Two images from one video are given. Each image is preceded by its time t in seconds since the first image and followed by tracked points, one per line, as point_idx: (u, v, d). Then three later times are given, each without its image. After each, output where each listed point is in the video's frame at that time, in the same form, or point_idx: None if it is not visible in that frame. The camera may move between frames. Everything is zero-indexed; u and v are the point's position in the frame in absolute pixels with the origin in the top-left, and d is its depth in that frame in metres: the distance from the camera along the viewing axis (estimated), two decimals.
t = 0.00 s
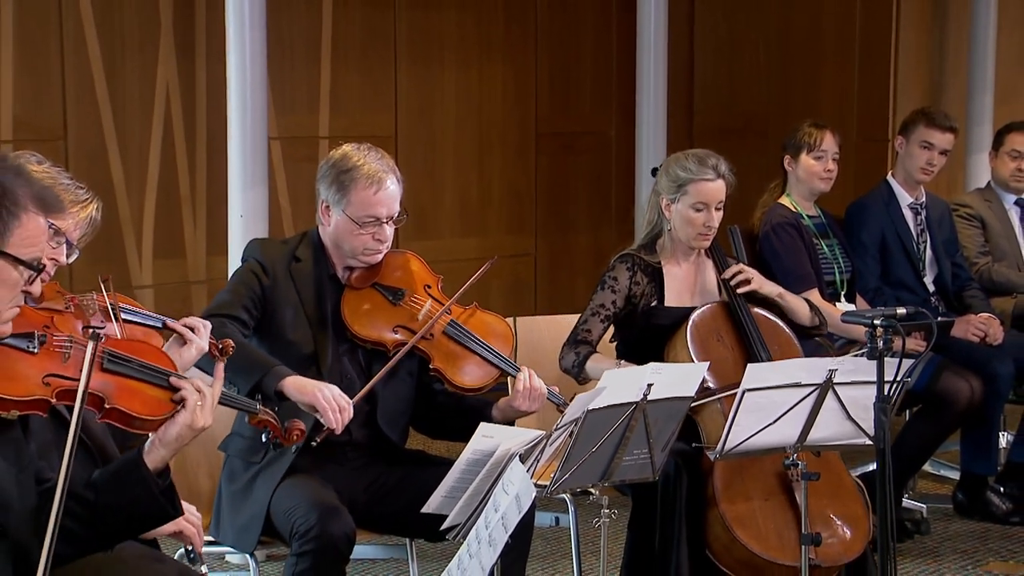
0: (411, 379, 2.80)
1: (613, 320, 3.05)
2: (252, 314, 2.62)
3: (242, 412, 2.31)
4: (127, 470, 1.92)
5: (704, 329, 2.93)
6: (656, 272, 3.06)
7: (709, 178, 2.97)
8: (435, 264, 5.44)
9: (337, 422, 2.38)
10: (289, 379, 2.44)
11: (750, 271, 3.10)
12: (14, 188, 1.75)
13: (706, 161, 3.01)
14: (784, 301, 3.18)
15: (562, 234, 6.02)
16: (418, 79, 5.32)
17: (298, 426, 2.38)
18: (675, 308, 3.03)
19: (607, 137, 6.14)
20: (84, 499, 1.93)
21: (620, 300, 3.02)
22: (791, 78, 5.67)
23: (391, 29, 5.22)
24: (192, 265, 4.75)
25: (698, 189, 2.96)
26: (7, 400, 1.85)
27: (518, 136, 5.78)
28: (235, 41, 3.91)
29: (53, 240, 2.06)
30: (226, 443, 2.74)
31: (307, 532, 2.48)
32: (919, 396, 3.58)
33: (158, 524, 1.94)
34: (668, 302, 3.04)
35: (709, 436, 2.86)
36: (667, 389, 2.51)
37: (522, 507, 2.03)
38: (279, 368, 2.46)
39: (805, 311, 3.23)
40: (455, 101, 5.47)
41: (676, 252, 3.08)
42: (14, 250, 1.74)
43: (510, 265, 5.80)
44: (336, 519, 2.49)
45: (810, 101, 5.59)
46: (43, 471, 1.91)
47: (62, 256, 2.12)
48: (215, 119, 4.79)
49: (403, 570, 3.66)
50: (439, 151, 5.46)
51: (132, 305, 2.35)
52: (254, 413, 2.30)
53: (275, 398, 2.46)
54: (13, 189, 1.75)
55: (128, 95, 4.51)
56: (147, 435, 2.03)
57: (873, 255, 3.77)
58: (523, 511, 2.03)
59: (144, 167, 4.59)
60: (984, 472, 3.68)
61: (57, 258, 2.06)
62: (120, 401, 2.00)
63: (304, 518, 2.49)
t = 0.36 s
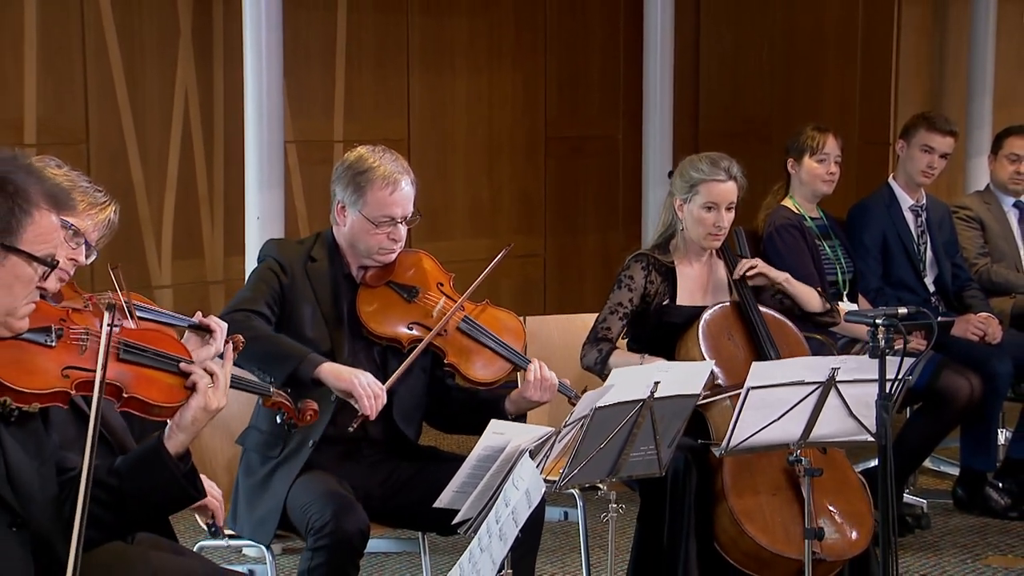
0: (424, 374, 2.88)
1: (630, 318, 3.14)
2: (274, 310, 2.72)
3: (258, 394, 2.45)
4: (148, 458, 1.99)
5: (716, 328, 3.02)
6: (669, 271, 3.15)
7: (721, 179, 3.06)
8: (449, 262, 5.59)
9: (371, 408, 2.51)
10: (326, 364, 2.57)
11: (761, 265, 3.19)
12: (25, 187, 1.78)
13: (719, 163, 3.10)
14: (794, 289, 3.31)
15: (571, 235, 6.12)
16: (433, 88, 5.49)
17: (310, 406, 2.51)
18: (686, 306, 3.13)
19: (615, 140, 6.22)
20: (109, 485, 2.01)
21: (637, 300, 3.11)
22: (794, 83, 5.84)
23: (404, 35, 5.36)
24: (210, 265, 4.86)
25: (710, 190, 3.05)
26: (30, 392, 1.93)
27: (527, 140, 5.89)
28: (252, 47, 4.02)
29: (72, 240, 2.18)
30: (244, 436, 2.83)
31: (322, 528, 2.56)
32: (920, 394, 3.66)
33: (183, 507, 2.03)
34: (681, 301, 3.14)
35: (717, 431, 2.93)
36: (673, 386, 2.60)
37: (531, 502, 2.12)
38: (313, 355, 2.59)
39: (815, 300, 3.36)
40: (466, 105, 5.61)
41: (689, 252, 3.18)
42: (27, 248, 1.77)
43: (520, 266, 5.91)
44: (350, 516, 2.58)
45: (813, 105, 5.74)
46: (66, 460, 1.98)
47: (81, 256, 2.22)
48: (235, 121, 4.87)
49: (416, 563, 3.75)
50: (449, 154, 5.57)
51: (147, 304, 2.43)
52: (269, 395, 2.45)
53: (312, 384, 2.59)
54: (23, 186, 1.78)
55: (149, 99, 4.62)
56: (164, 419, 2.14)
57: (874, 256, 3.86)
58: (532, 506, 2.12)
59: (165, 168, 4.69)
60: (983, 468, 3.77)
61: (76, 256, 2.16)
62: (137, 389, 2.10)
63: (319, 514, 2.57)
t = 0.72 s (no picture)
0: (436, 371, 2.98)
1: (648, 317, 3.23)
2: (291, 307, 2.81)
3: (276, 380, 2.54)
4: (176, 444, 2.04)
5: (726, 330, 3.11)
6: (682, 271, 3.25)
7: (731, 183, 3.16)
8: (462, 263, 5.73)
9: (391, 395, 2.62)
10: (346, 352, 2.67)
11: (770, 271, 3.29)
12: (49, 186, 1.78)
13: (731, 168, 3.20)
14: (800, 295, 3.37)
15: (581, 236, 6.25)
16: (447, 92, 5.61)
17: (327, 391, 2.61)
18: (698, 306, 3.22)
19: (624, 143, 6.38)
20: (139, 474, 2.05)
21: (652, 297, 3.20)
22: (799, 89, 5.96)
23: (418, 43, 5.49)
24: (229, 266, 4.99)
25: (720, 194, 3.15)
26: (59, 387, 1.97)
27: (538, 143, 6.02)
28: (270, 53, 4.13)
29: (93, 241, 2.31)
30: (261, 432, 2.92)
31: (336, 522, 2.65)
32: (922, 392, 3.75)
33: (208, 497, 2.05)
34: (693, 302, 3.23)
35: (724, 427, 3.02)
36: (680, 385, 2.69)
37: (542, 497, 2.21)
38: (332, 346, 2.68)
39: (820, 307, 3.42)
40: (479, 108, 5.74)
41: (701, 254, 3.27)
42: (51, 245, 1.77)
43: (531, 266, 6.03)
44: (363, 511, 2.66)
45: (817, 109, 5.86)
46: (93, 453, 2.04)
47: (102, 258, 2.36)
48: (253, 125, 5.00)
49: (429, 556, 3.86)
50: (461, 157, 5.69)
51: (161, 303, 2.47)
52: (287, 381, 2.54)
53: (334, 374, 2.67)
54: (47, 185, 1.79)
55: (170, 104, 4.74)
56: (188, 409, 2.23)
57: (877, 257, 3.96)
58: (543, 502, 2.20)
59: (185, 172, 4.81)
60: (984, 463, 3.86)
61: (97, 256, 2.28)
62: (161, 380, 2.20)
63: (334, 508, 2.67)
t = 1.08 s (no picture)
0: (449, 369, 3.09)
1: (665, 317, 3.32)
2: (307, 305, 2.92)
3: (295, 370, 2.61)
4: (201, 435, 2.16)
5: (737, 331, 3.21)
6: (696, 272, 3.33)
7: (740, 188, 3.25)
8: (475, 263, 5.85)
9: (408, 386, 2.73)
10: (363, 346, 2.78)
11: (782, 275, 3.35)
12: (71, 185, 1.92)
13: (741, 173, 3.29)
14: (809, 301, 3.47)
15: (591, 236, 6.36)
16: (460, 95, 5.73)
17: (345, 380, 2.68)
18: (711, 307, 3.32)
19: (633, 147, 6.50)
20: (166, 465, 2.18)
21: (667, 298, 3.29)
22: (805, 92, 6.07)
23: (433, 47, 5.61)
24: (249, 266, 5.11)
25: (733, 199, 3.24)
26: (86, 379, 2.04)
27: (550, 146, 6.13)
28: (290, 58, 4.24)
29: (120, 242, 2.43)
30: (278, 428, 3.04)
31: (351, 514, 2.74)
32: (927, 390, 3.84)
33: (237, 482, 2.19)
34: (705, 302, 3.33)
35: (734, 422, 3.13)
36: (689, 382, 2.78)
37: (554, 491, 2.32)
38: (349, 339, 2.79)
39: (828, 314, 3.51)
40: (492, 111, 5.87)
41: (711, 256, 3.36)
42: (75, 241, 1.91)
43: (543, 266, 6.15)
44: (377, 503, 2.76)
45: (823, 112, 5.97)
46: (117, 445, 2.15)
47: (129, 258, 2.47)
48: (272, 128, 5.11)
49: (443, 549, 3.95)
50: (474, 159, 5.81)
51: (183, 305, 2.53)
52: (305, 370, 2.61)
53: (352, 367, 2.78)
54: (69, 184, 1.92)
55: (192, 108, 4.85)
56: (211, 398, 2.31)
57: (883, 258, 4.05)
58: (555, 496, 2.31)
59: (206, 174, 4.92)
60: (987, 459, 3.96)
61: (126, 255, 2.43)
62: (185, 371, 2.28)
63: (349, 501, 2.76)
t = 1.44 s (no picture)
0: (464, 365, 3.18)
1: (683, 315, 3.40)
2: (325, 302, 3.02)
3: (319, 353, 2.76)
4: (235, 418, 2.26)
5: (750, 329, 3.31)
6: (710, 270, 3.42)
7: (752, 190, 3.34)
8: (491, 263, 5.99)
9: (429, 372, 2.81)
10: (383, 336, 2.87)
11: (795, 277, 3.47)
12: (95, 178, 2.01)
13: (754, 175, 3.39)
14: (819, 302, 3.55)
15: (604, 237, 6.48)
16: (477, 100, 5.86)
17: (367, 358, 2.83)
18: (725, 306, 3.40)
19: (645, 150, 6.61)
20: (199, 450, 2.27)
21: (684, 296, 3.38)
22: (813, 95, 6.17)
23: (450, 52, 5.73)
24: (271, 265, 5.21)
25: (746, 201, 3.33)
26: (118, 365, 2.18)
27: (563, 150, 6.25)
28: (311, 62, 4.35)
29: (145, 242, 2.55)
30: (299, 424, 3.14)
31: (370, 507, 2.84)
32: (932, 387, 3.94)
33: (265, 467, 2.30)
34: (720, 301, 3.41)
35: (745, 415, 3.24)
36: (701, 379, 2.86)
37: (569, 486, 2.40)
38: (371, 330, 2.88)
39: (838, 314, 3.59)
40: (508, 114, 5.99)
41: (724, 256, 3.45)
42: (100, 232, 1.99)
43: (557, 267, 6.26)
44: (395, 496, 2.85)
45: (832, 116, 6.07)
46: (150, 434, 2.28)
47: (153, 258, 2.59)
48: (293, 131, 5.22)
49: (459, 543, 4.06)
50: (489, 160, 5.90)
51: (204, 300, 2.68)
52: (328, 351, 2.76)
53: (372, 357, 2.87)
54: (93, 177, 2.01)
55: (215, 110, 4.95)
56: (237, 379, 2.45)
57: (889, 259, 4.14)
58: (570, 490, 2.40)
59: (228, 175, 5.02)
60: (991, 455, 4.05)
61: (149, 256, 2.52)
62: (210, 355, 2.41)
63: (368, 496, 2.85)
